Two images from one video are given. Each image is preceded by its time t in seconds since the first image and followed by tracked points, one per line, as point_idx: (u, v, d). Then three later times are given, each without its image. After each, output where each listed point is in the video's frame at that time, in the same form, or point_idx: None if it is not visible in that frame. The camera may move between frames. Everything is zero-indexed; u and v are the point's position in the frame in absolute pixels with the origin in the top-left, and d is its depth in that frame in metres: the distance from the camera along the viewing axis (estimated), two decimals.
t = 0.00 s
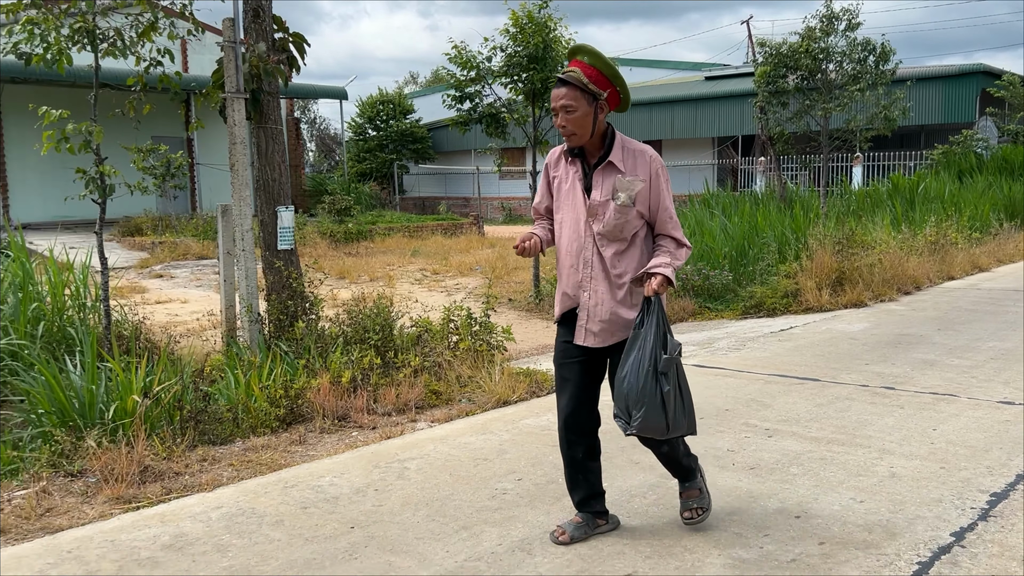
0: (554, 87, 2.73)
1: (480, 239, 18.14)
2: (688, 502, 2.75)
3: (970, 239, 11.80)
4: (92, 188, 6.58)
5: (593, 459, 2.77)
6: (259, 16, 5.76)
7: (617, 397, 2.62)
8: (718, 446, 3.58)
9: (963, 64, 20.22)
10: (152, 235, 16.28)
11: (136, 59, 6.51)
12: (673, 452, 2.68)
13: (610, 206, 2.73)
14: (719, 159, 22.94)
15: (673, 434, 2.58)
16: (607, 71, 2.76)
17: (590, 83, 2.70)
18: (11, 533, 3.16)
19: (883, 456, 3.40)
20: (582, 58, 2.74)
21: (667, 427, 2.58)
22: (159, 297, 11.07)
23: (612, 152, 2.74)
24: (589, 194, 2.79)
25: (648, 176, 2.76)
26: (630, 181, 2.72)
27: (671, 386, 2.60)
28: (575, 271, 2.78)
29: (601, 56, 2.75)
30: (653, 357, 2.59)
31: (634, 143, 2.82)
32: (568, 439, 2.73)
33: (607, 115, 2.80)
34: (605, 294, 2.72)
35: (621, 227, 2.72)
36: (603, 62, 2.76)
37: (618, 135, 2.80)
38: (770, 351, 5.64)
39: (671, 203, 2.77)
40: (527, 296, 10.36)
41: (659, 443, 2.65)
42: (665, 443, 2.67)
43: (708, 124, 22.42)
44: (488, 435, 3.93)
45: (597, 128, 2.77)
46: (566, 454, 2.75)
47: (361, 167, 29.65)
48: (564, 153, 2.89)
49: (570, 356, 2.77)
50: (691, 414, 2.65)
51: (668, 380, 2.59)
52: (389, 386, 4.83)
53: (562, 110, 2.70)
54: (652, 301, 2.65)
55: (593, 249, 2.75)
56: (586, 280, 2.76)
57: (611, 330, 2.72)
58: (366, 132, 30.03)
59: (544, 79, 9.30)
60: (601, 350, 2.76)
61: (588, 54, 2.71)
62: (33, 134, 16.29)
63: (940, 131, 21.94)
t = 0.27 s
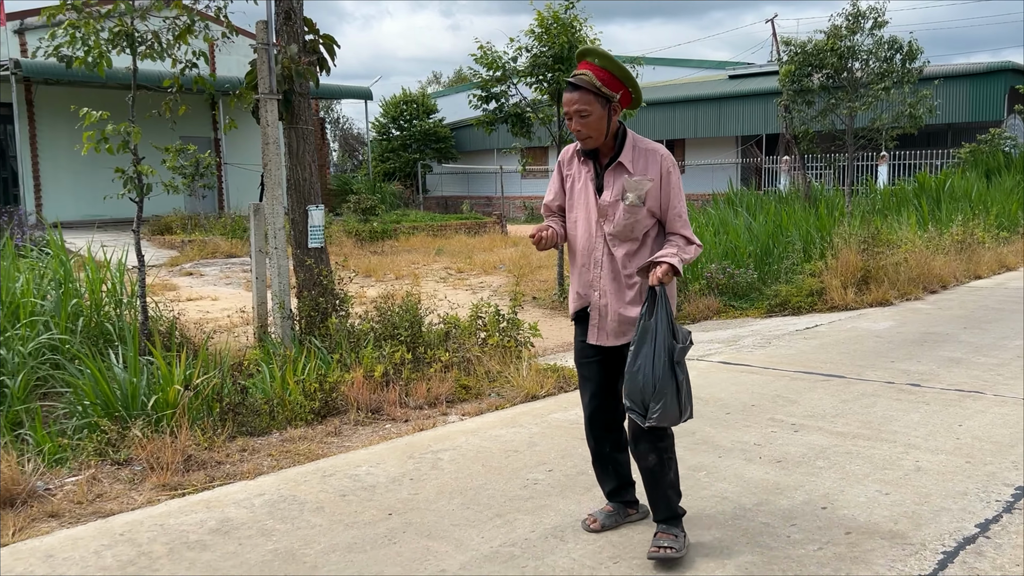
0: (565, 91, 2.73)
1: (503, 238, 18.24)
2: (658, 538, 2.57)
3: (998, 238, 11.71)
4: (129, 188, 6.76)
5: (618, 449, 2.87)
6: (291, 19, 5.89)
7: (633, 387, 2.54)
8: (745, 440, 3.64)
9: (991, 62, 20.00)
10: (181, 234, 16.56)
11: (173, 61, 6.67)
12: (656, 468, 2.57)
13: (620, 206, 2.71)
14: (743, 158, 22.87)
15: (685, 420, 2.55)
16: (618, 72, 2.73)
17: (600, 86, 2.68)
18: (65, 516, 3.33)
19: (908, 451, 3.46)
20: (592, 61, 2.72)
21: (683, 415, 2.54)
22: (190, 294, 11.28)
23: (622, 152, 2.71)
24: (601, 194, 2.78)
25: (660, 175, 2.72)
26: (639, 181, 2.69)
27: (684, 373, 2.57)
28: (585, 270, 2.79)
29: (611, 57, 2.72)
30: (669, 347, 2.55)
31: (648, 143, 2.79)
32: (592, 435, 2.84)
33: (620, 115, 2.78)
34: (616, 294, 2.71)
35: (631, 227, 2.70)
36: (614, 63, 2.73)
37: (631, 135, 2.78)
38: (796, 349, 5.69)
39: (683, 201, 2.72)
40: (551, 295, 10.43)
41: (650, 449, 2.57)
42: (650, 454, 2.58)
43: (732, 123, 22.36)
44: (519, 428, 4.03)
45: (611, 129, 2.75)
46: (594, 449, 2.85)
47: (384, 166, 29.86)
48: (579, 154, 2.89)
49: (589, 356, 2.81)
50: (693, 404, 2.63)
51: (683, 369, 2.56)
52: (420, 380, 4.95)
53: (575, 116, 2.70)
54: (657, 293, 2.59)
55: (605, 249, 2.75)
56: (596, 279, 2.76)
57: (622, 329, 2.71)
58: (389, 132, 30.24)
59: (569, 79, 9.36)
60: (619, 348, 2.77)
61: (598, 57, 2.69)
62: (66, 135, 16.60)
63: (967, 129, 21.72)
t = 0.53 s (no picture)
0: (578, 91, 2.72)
1: (526, 237, 18.31)
2: (623, 546, 2.53)
3: None
4: (163, 187, 6.93)
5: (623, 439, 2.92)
6: (319, 20, 6.01)
7: (636, 388, 2.51)
8: (768, 436, 3.69)
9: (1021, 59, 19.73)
10: (209, 232, 16.81)
11: (206, 63, 6.81)
12: (636, 473, 2.54)
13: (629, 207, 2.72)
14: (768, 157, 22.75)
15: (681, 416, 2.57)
16: (632, 73, 2.72)
17: (613, 88, 2.67)
18: (108, 502, 3.48)
19: (930, 447, 3.49)
20: (605, 62, 2.71)
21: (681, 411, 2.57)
22: (219, 291, 11.47)
23: (633, 154, 2.71)
24: (612, 194, 2.79)
25: (671, 178, 2.72)
26: (648, 184, 2.69)
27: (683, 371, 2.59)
28: (595, 270, 2.83)
29: (624, 58, 2.71)
30: (669, 346, 2.56)
31: (661, 144, 2.78)
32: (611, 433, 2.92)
33: (634, 116, 2.77)
34: (621, 296, 2.74)
35: (639, 229, 2.71)
36: (628, 64, 2.71)
37: (645, 136, 2.77)
38: (820, 347, 5.72)
39: (691, 206, 2.71)
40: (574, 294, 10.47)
41: (634, 452, 2.56)
42: (634, 457, 2.56)
43: (757, 122, 22.25)
44: (543, 422, 4.11)
45: (624, 130, 2.75)
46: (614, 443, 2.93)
47: (408, 166, 30.04)
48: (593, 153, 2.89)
49: (601, 357, 2.85)
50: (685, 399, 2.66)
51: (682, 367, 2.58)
52: (445, 375, 5.06)
53: (588, 117, 2.69)
54: (651, 293, 2.59)
55: (613, 249, 2.76)
56: (605, 280, 2.80)
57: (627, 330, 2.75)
58: (413, 131, 30.44)
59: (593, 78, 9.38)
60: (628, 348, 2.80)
61: (610, 58, 2.68)
62: (97, 135, 16.92)
63: (996, 127, 21.44)
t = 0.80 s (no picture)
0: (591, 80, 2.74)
1: (551, 235, 18.38)
2: (639, 537, 2.58)
3: None
4: (197, 184, 7.12)
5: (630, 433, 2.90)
6: (349, 21, 6.13)
7: (613, 379, 2.56)
8: (788, 428, 3.75)
9: None
10: (240, 230, 17.09)
11: (238, 64, 6.96)
12: (649, 471, 2.58)
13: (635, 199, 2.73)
14: (796, 155, 22.60)
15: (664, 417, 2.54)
16: (646, 64, 2.75)
17: (626, 77, 2.69)
18: (149, 485, 3.65)
19: (948, 439, 3.53)
20: (621, 52, 2.74)
21: (658, 411, 2.53)
22: (250, 288, 11.69)
23: (644, 147, 2.72)
24: (621, 186, 2.80)
25: (679, 172, 2.73)
26: (656, 176, 2.69)
27: (664, 370, 2.57)
28: (600, 260, 2.86)
29: (639, 49, 2.73)
30: (648, 343, 2.55)
31: (672, 138, 2.79)
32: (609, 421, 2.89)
33: (646, 108, 2.79)
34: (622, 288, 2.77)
35: (643, 222, 2.71)
36: (642, 55, 2.74)
37: (656, 129, 2.78)
38: (843, 343, 5.74)
39: (698, 201, 2.71)
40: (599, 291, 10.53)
41: (644, 451, 2.58)
42: (644, 456, 2.59)
43: (784, 120, 22.13)
44: (566, 413, 4.21)
45: (635, 121, 2.76)
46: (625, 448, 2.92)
47: (435, 164, 30.23)
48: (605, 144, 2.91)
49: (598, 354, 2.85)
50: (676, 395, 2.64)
51: (661, 366, 2.56)
52: (473, 368, 5.21)
53: (599, 105, 2.71)
54: (641, 289, 2.61)
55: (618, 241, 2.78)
56: (609, 272, 2.84)
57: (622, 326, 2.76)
58: (439, 130, 30.63)
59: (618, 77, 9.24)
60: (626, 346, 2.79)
61: (626, 47, 2.71)
62: (132, 135, 17.29)
63: None
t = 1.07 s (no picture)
0: (584, 82, 2.79)
1: (576, 234, 18.46)
2: (653, 522, 2.68)
3: None
4: (229, 184, 7.32)
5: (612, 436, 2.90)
6: (377, 24, 6.28)
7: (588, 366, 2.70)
8: (802, 422, 3.82)
9: None
10: (269, 229, 17.39)
11: (269, 66, 7.14)
12: (662, 463, 2.67)
13: (627, 199, 2.77)
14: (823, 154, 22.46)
15: (631, 412, 2.59)
16: (638, 66, 2.79)
17: (617, 79, 2.73)
18: (185, 470, 3.83)
19: (960, 433, 3.59)
20: (613, 54, 2.78)
21: (626, 405, 2.59)
22: (279, 286, 11.92)
23: (636, 147, 2.76)
24: (615, 185, 2.85)
25: (670, 171, 2.75)
26: (647, 176, 2.73)
27: (631, 362, 2.60)
28: (597, 259, 2.92)
29: (631, 52, 2.77)
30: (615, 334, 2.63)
31: (665, 138, 2.81)
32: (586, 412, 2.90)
33: (638, 109, 2.82)
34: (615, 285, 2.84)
35: (634, 221, 2.75)
36: (634, 58, 2.78)
37: (649, 129, 2.82)
38: (863, 341, 5.78)
39: (688, 198, 2.72)
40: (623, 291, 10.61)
41: (656, 445, 2.67)
42: (658, 450, 2.67)
43: (811, 120, 22.01)
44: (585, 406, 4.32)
45: (628, 122, 2.80)
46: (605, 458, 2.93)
47: (461, 165, 30.40)
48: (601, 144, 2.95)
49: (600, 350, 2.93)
50: (659, 393, 2.62)
51: (627, 357, 2.60)
52: (496, 362, 5.35)
53: (591, 106, 2.76)
54: (622, 282, 2.70)
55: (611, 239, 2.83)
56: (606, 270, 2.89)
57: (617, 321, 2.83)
58: (466, 130, 30.82)
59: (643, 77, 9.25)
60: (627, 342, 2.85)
61: (618, 50, 2.75)
62: (165, 136, 17.66)
63: None
